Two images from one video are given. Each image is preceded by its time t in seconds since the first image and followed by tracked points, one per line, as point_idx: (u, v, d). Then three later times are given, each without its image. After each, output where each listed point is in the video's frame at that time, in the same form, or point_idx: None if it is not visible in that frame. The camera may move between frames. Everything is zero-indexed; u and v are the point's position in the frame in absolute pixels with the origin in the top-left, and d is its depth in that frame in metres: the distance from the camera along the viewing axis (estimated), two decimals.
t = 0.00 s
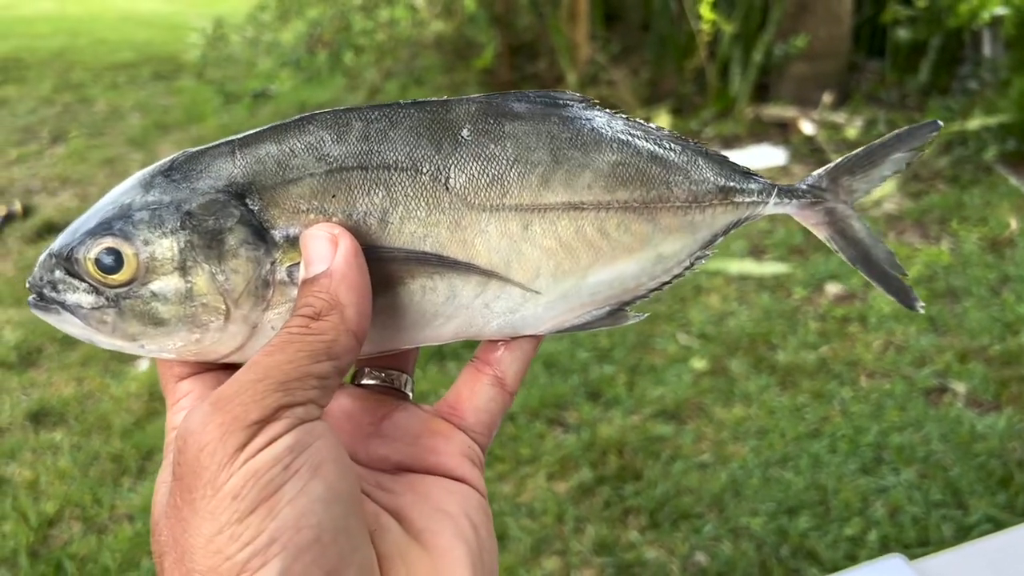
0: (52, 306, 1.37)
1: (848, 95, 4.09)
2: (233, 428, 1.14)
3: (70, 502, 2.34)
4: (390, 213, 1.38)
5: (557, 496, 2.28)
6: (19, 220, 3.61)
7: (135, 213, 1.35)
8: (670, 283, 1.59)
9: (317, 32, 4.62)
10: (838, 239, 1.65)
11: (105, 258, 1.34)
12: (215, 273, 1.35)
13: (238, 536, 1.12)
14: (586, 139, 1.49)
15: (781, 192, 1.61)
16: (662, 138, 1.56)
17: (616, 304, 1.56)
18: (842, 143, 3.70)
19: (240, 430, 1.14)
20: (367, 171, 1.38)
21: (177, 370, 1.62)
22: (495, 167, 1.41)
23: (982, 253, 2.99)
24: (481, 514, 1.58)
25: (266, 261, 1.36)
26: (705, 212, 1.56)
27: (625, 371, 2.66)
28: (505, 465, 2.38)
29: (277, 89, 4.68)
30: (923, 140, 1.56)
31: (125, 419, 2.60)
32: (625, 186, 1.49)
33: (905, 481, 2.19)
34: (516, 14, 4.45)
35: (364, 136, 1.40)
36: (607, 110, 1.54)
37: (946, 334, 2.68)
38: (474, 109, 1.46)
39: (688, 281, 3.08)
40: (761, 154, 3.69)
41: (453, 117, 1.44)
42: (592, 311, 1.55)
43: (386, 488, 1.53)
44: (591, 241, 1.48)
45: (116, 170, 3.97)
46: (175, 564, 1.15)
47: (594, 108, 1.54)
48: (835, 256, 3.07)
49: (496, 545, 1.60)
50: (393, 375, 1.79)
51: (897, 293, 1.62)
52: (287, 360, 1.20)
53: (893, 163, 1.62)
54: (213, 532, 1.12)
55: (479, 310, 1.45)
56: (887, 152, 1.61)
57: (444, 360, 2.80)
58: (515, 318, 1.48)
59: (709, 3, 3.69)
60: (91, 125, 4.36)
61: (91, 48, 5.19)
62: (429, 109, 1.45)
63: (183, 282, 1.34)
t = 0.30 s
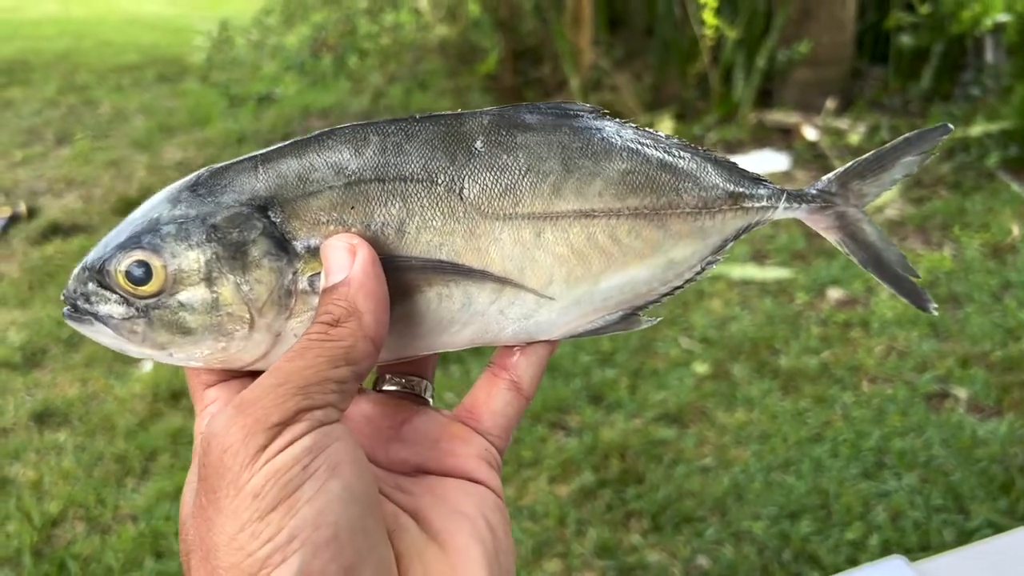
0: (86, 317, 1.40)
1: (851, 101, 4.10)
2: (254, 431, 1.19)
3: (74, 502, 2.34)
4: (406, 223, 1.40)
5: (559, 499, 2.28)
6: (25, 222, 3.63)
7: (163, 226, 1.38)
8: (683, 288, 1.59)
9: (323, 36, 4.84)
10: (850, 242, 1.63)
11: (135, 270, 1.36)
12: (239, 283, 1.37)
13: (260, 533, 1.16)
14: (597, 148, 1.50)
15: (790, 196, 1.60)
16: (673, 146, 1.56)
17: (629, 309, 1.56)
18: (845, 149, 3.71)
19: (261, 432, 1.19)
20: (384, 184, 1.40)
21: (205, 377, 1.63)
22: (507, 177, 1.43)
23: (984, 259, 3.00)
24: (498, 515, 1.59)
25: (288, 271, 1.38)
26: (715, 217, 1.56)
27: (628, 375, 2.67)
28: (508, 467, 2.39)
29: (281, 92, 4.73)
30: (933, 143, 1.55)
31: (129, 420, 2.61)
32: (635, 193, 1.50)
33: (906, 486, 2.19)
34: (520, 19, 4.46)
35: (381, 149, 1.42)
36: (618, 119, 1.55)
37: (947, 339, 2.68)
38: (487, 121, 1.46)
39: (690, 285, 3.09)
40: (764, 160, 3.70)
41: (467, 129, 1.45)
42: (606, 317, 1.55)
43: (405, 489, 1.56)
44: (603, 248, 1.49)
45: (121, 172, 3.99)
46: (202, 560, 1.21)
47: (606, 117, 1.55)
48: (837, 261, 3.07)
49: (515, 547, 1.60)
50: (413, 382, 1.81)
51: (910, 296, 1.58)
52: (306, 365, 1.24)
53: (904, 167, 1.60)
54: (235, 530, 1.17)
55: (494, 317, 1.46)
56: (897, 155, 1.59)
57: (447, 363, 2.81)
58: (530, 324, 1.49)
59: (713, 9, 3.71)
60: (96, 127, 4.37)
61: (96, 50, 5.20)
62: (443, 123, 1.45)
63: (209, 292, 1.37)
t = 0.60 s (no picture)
0: (118, 328, 1.43)
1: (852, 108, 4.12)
2: (271, 428, 1.23)
3: (77, 503, 2.35)
4: (417, 229, 1.42)
5: (560, 503, 2.29)
6: (28, 224, 3.64)
7: (187, 239, 1.41)
8: (695, 286, 1.59)
9: (325, 41, 5.02)
10: (869, 237, 1.63)
11: (162, 281, 1.39)
12: (259, 291, 1.39)
13: (276, 525, 1.20)
14: (603, 149, 1.50)
15: (805, 191, 1.61)
16: (680, 146, 1.57)
17: (642, 308, 1.57)
18: (846, 155, 3.73)
19: (277, 430, 1.23)
20: (395, 191, 1.42)
21: (233, 385, 1.57)
22: (514, 181, 1.44)
23: (985, 265, 3.01)
24: (515, 513, 1.60)
25: (305, 278, 1.40)
26: (724, 215, 1.57)
27: (629, 380, 2.68)
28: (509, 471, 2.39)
29: (285, 96, 4.77)
30: (953, 135, 1.55)
31: (131, 422, 2.62)
32: (642, 193, 1.50)
33: (907, 491, 2.20)
34: (523, 25, 4.48)
35: (392, 159, 1.44)
36: (623, 121, 1.56)
37: (948, 345, 2.69)
38: (495, 127, 1.48)
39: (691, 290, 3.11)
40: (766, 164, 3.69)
41: (475, 136, 1.46)
42: (618, 316, 1.55)
43: (422, 488, 1.58)
44: (611, 247, 1.49)
45: (124, 176, 4.00)
46: (225, 554, 1.25)
47: (612, 119, 1.56)
48: (839, 266, 3.08)
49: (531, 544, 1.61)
50: (434, 385, 1.80)
51: (937, 289, 1.58)
52: (321, 366, 1.27)
53: (923, 160, 1.61)
54: (253, 523, 1.21)
55: (506, 318, 1.47)
56: (916, 149, 1.60)
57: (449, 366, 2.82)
58: (542, 324, 1.50)
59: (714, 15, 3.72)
60: (99, 131, 4.39)
61: (100, 53, 5.23)
62: (452, 131, 1.47)
63: (231, 300, 1.39)
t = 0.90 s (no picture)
0: (145, 338, 1.46)
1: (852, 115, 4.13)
2: (289, 430, 1.24)
3: (77, 507, 2.35)
4: (430, 240, 1.43)
5: (559, 508, 2.29)
6: (29, 228, 3.65)
7: (209, 252, 1.43)
8: (701, 294, 1.58)
9: (326, 47, 4.97)
10: (874, 245, 1.59)
11: (186, 292, 1.42)
12: (278, 301, 1.41)
13: (294, 524, 1.21)
14: (609, 161, 1.51)
15: (807, 200, 1.58)
16: (685, 157, 1.57)
17: (649, 315, 1.55)
18: (844, 162, 3.71)
19: (295, 432, 1.24)
20: (408, 204, 1.43)
21: (255, 392, 1.58)
22: (523, 193, 1.44)
23: (983, 273, 3.02)
24: (528, 515, 1.62)
25: (323, 289, 1.42)
26: (728, 224, 1.55)
27: (628, 386, 2.69)
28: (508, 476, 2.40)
29: (285, 103, 4.82)
30: (958, 143, 1.52)
31: (132, 427, 2.62)
32: (648, 203, 1.50)
33: (905, 497, 2.20)
34: (524, 32, 4.50)
35: (405, 173, 1.46)
36: (630, 134, 1.56)
37: (946, 352, 2.70)
38: (504, 140, 1.49)
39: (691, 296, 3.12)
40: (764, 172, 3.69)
41: (484, 151, 1.48)
42: (626, 324, 1.54)
43: (436, 491, 1.59)
44: (617, 256, 1.49)
45: (126, 181, 4.01)
46: (245, 552, 1.26)
47: (619, 132, 1.56)
48: (838, 273, 3.09)
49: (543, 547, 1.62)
50: (449, 393, 1.83)
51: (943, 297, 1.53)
52: (337, 372, 1.29)
53: (927, 169, 1.57)
54: (272, 522, 1.22)
55: (516, 326, 1.47)
56: (919, 157, 1.57)
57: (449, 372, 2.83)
58: (551, 332, 1.49)
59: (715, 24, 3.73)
60: (101, 137, 4.41)
61: (103, 59, 5.25)
62: (462, 146, 1.49)
63: (252, 311, 1.41)
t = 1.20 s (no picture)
0: (148, 341, 1.46)
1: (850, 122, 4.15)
2: (291, 430, 1.24)
3: (76, 512, 2.35)
4: (430, 242, 1.43)
5: (558, 513, 2.29)
6: (29, 233, 3.66)
7: (211, 256, 1.43)
8: (701, 293, 1.59)
9: (326, 53, 5.04)
10: (871, 244, 1.61)
11: (188, 295, 1.42)
12: (279, 304, 1.41)
13: (295, 524, 1.21)
14: (606, 162, 1.51)
15: (803, 200, 1.60)
16: (681, 157, 1.57)
17: (649, 315, 1.57)
18: (844, 168, 3.72)
19: (297, 432, 1.24)
20: (407, 207, 1.44)
21: (257, 395, 1.59)
22: (521, 195, 1.45)
23: (982, 280, 3.02)
24: (529, 516, 1.62)
25: (323, 291, 1.42)
26: (727, 224, 1.56)
27: (627, 392, 2.69)
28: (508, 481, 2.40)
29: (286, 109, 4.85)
30: (953, 143, 1.52)
31: (130, 431, 2.62)
32: (646, 203, 1.50)
33: (904, 504, 2.20)
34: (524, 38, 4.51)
35: (404, 176, 1.46)
36: (627, 135, 1.57)
37: (945, 358, 2.70)
38: (502, 143, 1.49)
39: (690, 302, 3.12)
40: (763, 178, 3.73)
41: (483, 153, 1.48)
42: (625, 323, 1.56)
43: (437, 492, 1.59)
44: (616, 257, 1.49)
45: (126, 186, 4.02)
46: (246, 552, 1.26)
47: (616, 134, 1.57)
48: (837, 279, 3.10)
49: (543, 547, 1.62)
50: (450, 395, 1.83)
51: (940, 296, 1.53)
52: (339, 372, 1.29)
53: (923, 169, 1.58)
54: (274, 522, 1.22)
55: (516, 327, 1.48)
56: (915, 157, 1.58)
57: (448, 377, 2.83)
58: (551, 333, 1.50)
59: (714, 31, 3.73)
60: (101, 141, 4.42)
61: (103, 63, 5.26)
62: (461, 149, 1.49)
63: (253, 313, 1.41)
